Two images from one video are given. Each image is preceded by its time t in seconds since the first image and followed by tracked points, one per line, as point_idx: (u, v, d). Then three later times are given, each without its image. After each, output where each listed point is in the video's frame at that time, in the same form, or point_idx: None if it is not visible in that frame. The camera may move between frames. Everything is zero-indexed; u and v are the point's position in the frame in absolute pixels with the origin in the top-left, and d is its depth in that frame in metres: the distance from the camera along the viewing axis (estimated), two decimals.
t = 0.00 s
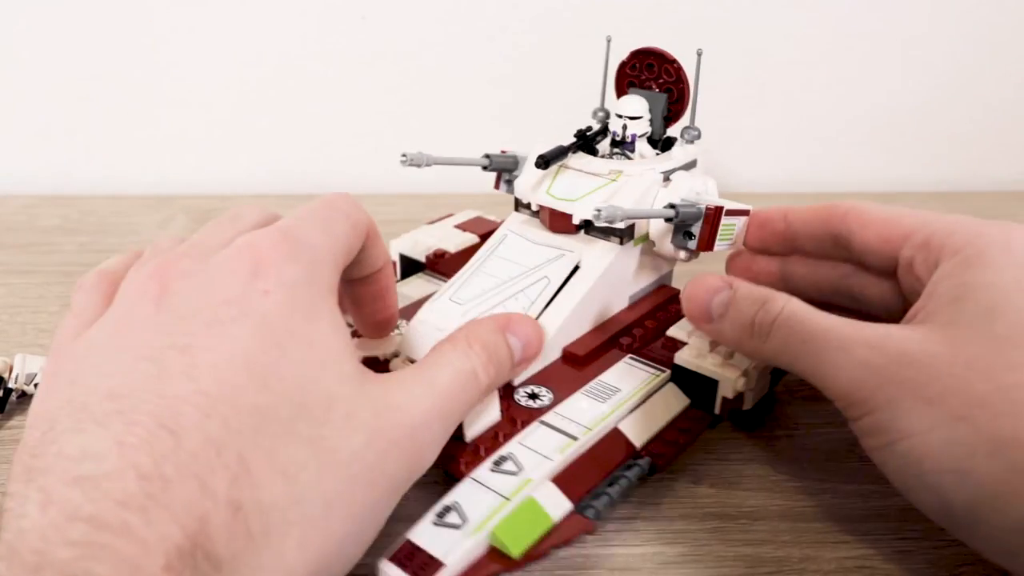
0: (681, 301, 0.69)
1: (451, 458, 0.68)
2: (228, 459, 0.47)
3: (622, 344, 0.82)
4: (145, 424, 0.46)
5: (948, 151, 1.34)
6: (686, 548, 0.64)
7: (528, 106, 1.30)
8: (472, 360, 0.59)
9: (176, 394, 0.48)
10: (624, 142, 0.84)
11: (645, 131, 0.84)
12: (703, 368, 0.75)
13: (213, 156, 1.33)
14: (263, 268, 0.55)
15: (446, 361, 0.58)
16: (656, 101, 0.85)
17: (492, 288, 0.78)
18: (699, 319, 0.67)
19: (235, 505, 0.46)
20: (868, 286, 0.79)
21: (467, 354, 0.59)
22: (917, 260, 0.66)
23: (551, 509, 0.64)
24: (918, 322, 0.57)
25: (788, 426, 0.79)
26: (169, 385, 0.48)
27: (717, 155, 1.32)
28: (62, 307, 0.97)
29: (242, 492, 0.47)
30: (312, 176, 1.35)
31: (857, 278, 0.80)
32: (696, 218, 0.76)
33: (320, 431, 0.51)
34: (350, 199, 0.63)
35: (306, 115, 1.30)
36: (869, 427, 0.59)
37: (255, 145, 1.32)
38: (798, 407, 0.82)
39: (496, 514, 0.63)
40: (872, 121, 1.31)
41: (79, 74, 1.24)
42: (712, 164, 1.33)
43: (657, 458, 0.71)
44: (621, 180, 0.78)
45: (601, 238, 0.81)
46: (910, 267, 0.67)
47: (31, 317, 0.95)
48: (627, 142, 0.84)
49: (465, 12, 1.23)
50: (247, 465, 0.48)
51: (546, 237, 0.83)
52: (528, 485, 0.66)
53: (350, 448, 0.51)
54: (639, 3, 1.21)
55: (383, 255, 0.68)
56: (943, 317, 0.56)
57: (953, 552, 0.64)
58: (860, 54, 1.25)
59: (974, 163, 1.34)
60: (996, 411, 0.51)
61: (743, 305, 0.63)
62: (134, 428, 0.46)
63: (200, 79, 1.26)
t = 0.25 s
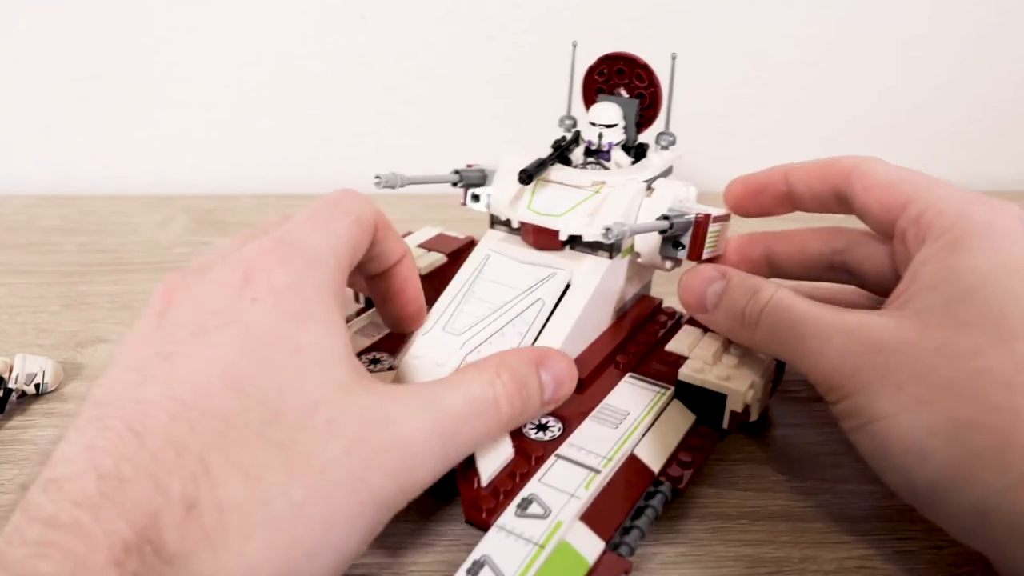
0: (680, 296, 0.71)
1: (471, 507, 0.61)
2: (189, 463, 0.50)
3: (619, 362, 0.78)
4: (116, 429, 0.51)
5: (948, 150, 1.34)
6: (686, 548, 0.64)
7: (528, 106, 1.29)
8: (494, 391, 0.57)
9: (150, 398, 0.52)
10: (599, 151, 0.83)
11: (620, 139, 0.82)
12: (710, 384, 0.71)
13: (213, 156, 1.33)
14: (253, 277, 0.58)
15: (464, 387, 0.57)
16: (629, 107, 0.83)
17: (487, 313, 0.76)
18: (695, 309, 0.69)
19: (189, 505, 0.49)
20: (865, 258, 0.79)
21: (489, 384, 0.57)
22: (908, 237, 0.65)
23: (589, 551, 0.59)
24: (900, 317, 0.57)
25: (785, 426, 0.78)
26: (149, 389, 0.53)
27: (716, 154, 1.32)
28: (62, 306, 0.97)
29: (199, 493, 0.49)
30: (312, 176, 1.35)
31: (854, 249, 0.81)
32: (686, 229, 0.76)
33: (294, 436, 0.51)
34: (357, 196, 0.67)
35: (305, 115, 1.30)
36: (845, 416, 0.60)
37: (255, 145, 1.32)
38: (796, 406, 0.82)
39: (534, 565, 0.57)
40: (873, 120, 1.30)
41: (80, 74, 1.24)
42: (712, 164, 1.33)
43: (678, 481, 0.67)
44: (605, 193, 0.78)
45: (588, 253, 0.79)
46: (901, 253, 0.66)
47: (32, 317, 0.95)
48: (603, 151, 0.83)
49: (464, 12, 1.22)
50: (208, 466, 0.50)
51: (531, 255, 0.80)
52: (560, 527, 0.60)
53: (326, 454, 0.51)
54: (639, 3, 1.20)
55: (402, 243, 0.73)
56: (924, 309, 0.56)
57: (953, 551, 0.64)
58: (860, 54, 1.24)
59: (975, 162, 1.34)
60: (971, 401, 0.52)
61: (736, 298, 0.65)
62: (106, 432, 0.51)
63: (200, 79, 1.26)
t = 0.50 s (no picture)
0: (676, 298, 0.71)
1: (454, 504, 0.62)
2: (156, 453, 0.51)
3: (618, 366, 0.78)
4: (85, 424, 0.52)
5: (948, 151, 1.33)
6: (686, 548, 0.64)
7: (529, 107, 1.29)
8: (469, 384, 0.58)
9: (121, 393, 0.54)
10: (609, 153, 0.82)
11: (631, 141, 0.82)
12: (708, 391, 0.71)
13: (213, 156, 1.33)
14: (230, 273, 0.60)
15: (442, 381, 0.57)
16: (640, 109, 0.82)
17: (482, 313, 0.76)
18: (693, 313, 0.69)
19: (153, 494, 0.49)
20: (867, 247, 0.80)
21: (466, 377, 0.58)
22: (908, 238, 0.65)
23: (567, 553, 0.58)
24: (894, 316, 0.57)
25: (786, 427, 0.78)
26: (122, 388, 0.54)
27: (716, 154, 1.32)
28: (62, 306, 0.97)
29: (164, 482, 0.50)
30: (312, 177, 1.35)
31: (856, 238, 0.81)
32: (691, 232, 0.75)
33: (264, 426, 0.52)
34: (345, 199, 0.70)
35: (306, 115, 1.30)
36: (843, 416, 0.60)
37: (255, 146, 1.32)
38: (795, 406, 0.82)
39: (509, 565, 0.57)
40: (873, 121, 1.30)
41: (81, 75, 1.24)
42: (713, 165, 1.32)
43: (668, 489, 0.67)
44: (611, 195, 0.77)
45: (592, 255, 0.79)
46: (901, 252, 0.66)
47: (31, 317, 0.95)
48: (613, 153, 0.82)
49: (464, 12, 1.22)
50: (175, 457, 0.51)
51: (535, 257, 0.80)
52: (539, 528, 0.59)
53: (297, 443, 0.52)
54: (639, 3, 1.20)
55: (397, 245, 0.76)
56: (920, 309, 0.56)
57: (954, 552, 0.64)
58: (861, 53, 1.24)
59: (976, 162, 1.34)
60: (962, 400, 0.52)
61: (733, 299, 0.65)
62: (77, 428, 0.52)
63: (200, 79, 1.26)
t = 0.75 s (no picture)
0: (671, 296, 0.70)
1: (449, 506, 0.62)
2: (148, 453, 0.51)
3: (615, 368, 0.78)
4: (79, 425, 0.53)
5: (948, 150, 1.33)
6: (686, 548, 0.64)
7: (529, 107, 1.29)
8: (465, 387, 0.58)
9: (114, 394, 0.54)
10: (606, 154, 0.82)
11: (628, 142, 0.82)
12: (706, 393, 0.71)
13: (213, 156, 1.33)
14: (223, 274, 0.60)
15: (436, 382, 0.57)
16: (638, 109, 0.82)
17: (478, 315, 0.76)
18: (689, 313, 0.68)
19: (145, 492, 0.49)
20: (865, 245, 0.80)
21: (461, 379, 0.58)
22: (903, 240, 0.65)
23: (563, 556, 0.58)
24: (891, 316, 0.57)
25: (786, 427, 0.78)
26: (116, 388, 0.54)
27: (716, 154, 1.32)
28: (62, 306, 0.97)
29: (156, 480, 0.50)
30: (312, 177, 1.35)
31: (854, 237, 0.81)
32: (689, 233, 0.75)
33: (258, 425, 0.52)
34: (339, 199, 0.70)
35: (305, 115, 1.30)
36: (841, 416, 0.60)
37: (255, 146, 1.32)
38: (795, 406, 0.81)
39: (506, 568, 0.57)
40: (872, 121, 1.30)
41: (81, 75, 1.25)
42: (714, 165, 1.32)
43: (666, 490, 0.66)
44: (608, 197, 0.77)
45: (589, 257, 0.79)
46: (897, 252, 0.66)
47: (31, 317, 0.95)
48: (610, 154, 0.82)
49: (463, 12, 1.22)
50: (168, 456, 0.51)
51: (532, 258, 0.80)
52: (536, 530, 0.59)
53: (291, 441, 0.52)
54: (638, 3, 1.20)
55: (393, 246, 0.76)
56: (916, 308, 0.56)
57: (954, 552, 0.64)
58: (860, 53, 1.24)
59: (976, 162, 1.34)
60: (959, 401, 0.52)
61: (728, 301, 0.64)
62: (71, 429, 0.53)
63: (200, 79, 1.26)
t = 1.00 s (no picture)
0: (676, 298, 0.71)
1: (449, 507, 0.62)
2: (155, 458, 0.51)
3: (615, 369, 0.78)
4: (85, 430, 0.52)
5: (949, 151, 1.33)
6: (686, 548, 0.64)
7: (529, 107, 1.29)
8: (469, 384, 0.58)
9: (120, 398, 0.54)
10: (607, 154, 0.82)
11: (629, 142, 0.82)
12: (705, 394, 0.71)
13: (213, 156, 1.33)
14: (227, 276, 0.60)
15: (439, 383, 0.57)
16: (639, 110, 0.82)
17: (479, 315, 0.76)
18: (693, 313, 0.69)
19: (152, 498, 0.49)
20: (867, 250, 0.80)
21: (465, 378, 0.58)
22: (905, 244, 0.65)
23: (562, 557, 0.58)
24: (896, 316, 0.57)
25: (786, 427, 0.78)
26: (122, 390, 0.54)
27: (716, 154, 1.31)
28: (62, 307, 0.97)
29: (162, 486, 0.50)
30: (312, 177, 1.35)
31: (856, 242, 0.81)
32: (690, 233, 0.75)
33: (263, 429, 0.52)
34: (342, 200, 0.70)
35: (305, 115, 1.30)
36: (846, 415, 0.60)
37: (255, 146, 1.32)
38: (796, 407, 0.81)
39: (505, 568, 0.57)
40: (873, 121, 1.30)
41: (80, 74, 1.24)
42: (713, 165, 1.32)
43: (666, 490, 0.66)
44: (609, 197, 0.77)
45: (590, 257, 0.79)
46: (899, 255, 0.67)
47: (31, 317, 0.95)
48: (611, 154, 0.82)
49: (464, 12, 1.22)
50: (173, 460, 0.51)
51: (532, 258, 0.80)
52: (536, 530, 0.59)
53: (296, 446, 0.52)
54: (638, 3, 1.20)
55: (395, 247, 0.76)
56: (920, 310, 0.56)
57: (955, 552, 0.64)
58: (861, 54, 1.24)
59: (976, 163, 1.34)
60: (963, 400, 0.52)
61: (734, 300, 0.65)
62: (76, 433, 0.52)
63: (200, 79, 1.26)
